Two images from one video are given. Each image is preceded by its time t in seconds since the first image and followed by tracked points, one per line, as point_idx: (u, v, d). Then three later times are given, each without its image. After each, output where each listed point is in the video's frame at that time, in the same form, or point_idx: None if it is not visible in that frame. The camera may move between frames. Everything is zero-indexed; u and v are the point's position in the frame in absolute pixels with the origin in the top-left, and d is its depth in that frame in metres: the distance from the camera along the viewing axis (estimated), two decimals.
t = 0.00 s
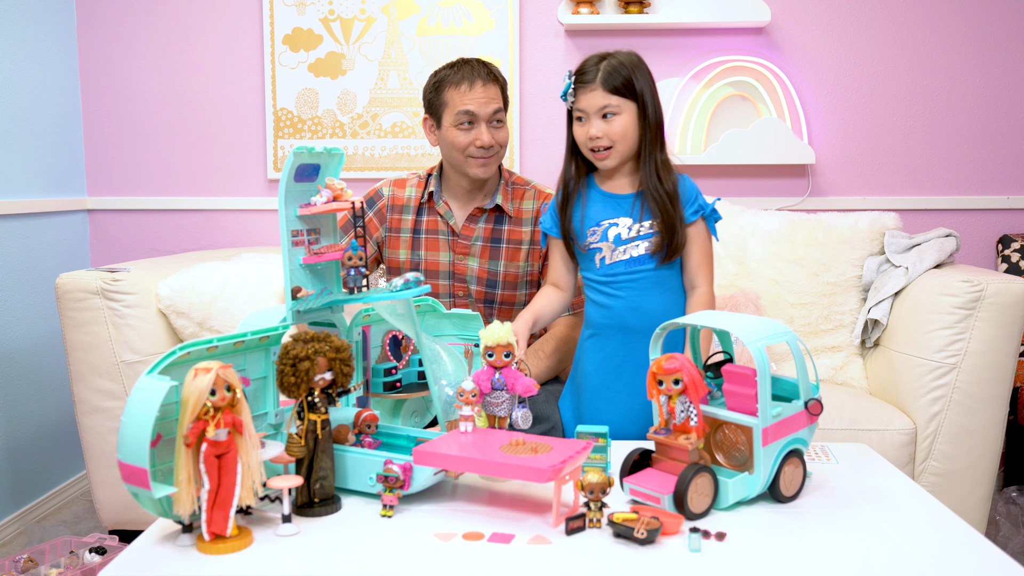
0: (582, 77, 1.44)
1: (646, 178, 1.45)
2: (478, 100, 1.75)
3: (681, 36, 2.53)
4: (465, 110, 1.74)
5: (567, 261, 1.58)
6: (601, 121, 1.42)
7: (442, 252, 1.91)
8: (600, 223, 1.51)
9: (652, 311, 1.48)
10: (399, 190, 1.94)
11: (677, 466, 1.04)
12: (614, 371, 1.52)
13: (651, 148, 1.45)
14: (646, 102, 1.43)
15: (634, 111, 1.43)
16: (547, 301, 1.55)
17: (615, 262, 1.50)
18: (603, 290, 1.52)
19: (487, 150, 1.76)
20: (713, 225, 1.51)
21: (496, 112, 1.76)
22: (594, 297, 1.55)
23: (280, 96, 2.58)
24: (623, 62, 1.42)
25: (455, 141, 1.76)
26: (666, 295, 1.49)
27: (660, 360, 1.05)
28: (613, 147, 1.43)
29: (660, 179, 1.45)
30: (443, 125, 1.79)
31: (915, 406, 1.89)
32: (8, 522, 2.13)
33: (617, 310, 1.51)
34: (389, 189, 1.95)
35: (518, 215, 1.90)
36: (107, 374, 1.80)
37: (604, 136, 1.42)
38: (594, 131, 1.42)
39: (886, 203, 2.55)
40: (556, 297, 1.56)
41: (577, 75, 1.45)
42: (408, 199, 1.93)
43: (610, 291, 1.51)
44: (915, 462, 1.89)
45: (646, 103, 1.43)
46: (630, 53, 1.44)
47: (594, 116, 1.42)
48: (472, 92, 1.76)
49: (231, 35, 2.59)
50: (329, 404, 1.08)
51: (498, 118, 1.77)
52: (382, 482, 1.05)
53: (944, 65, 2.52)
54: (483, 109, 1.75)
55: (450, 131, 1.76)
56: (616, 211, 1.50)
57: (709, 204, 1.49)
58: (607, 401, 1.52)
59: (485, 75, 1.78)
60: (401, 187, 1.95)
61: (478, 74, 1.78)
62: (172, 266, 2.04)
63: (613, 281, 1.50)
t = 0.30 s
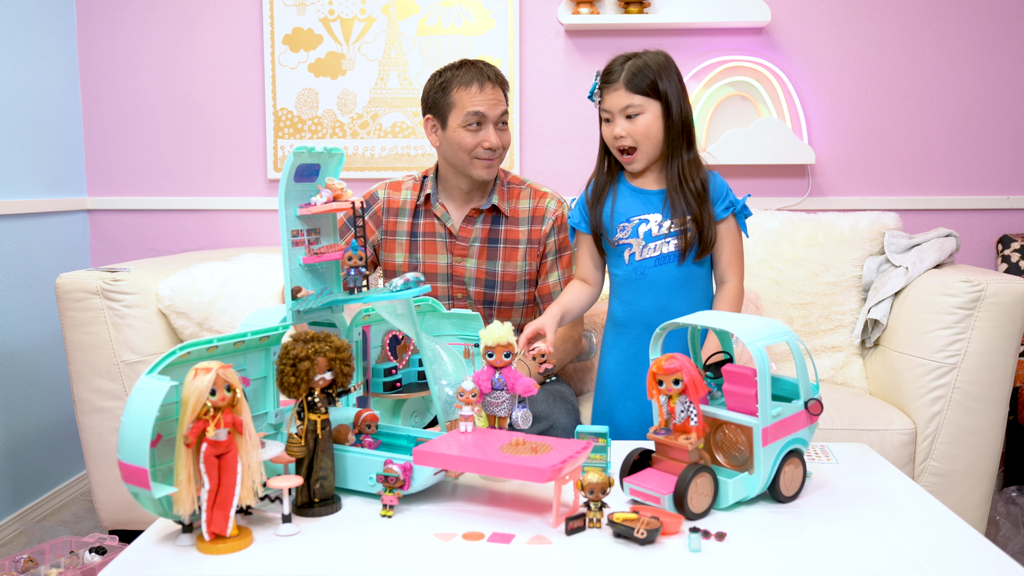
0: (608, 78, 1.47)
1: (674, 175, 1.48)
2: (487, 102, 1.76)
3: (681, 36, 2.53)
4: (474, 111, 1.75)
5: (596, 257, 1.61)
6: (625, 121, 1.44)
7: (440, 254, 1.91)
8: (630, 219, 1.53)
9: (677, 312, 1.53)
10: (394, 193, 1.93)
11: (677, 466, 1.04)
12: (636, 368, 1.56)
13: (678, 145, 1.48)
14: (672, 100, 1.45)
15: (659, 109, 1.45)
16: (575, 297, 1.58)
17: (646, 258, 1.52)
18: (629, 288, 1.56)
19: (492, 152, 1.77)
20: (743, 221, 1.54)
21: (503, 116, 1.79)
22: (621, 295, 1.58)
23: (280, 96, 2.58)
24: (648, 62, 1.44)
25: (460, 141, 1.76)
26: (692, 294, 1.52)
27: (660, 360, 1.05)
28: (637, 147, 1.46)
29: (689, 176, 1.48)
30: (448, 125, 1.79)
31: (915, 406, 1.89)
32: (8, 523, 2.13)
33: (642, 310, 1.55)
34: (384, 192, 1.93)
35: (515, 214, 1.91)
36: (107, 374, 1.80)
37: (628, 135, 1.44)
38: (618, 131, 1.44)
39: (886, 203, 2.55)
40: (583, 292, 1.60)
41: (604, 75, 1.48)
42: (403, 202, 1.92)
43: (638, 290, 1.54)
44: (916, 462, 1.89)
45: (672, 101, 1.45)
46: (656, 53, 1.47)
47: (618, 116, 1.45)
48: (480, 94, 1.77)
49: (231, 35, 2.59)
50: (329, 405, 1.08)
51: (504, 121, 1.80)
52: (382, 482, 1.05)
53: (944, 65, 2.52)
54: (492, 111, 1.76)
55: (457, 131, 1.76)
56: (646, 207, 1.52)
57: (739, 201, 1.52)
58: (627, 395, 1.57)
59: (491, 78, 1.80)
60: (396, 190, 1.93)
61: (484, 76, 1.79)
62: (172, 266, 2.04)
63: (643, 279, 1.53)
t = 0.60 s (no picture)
0: (604, 78, 1.47)
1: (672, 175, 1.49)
2: (489, 104, 1.76)
3: (680, 36, 2.53)
4: (476, 112, 1.75)
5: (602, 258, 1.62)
6: (622, 121, 1.45)
7: (439, 254, 1.91)
8: (628, 220, 1.53)
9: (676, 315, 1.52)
10: (394, 194, 1.93)
11: (677, 466, 1.04)
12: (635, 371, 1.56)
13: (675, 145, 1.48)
14: (669, 100, 1.46)
15: (656, 109, 1.45)
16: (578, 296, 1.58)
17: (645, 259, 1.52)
18: (628, 290, 1.56)
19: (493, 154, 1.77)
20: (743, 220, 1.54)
21: (505, 118, 1.78)
22: (621, 296, 1.58)
23: (280, 96, 2.58)
24: (644, 62, 1.45)
25: (461, 141, 1.76)
26: (693, 296, 1.52)
27: (660, 360, 1.05)
28: (634, 147, 1.46)
29: (687, 176, 1.48)
30: (449, 125, 1.79)
31: (915, 406, 1.89)
32: (8, 523, 2.13)
33: (642, 313, 1.55)
34: (384, 193, 1.93)
35: (514, 214, 1.91)
36: (107, 374, 1.80)
37: (625, 136, 1.45)
38: (615, 131, 1.45)
39: (886, 203, 2.55)
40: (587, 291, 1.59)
41: (600, 76, 1.49)
42: (403, 202, 1.92)
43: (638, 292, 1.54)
44: (915, 462, 1.89)
45: (669, 101, 1.46)
46: (652, 52, 1.48)
47: (616, 116, 1.45)
48: (482, 95, 1.77)
49: (231, 34, 2.59)
50: (329, 405, 1.08)
51: (505, 123, 1.79)
52: (382, 482, 1.05)
53: (944, 65, 2.52)
54: (494, 113, 1.76)
55: (458, 132, 1.76)
56: (645, 207, 1.52)
57: (739, 199, 1.52)
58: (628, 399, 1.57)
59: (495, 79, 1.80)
60: (396, 190, 1.93)
61: (487, 77, 1.79)
62: (172, 266, 2.04)
63: (643, 281, 1.53)
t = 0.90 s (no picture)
0: (550, 81, 1.37)
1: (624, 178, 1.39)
2: (475, 109, 1.71)
3: (681, 36, 2.53)
4: (460, 117, 1.71)
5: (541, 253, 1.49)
6: (570, 126, 1.35)
7: (440, 254, 1.91)
8: (588, 229, 1.45)
9: (648, 321, 1.47)
10: (395, 193, 1.94)
11: (677, 466, 1.04)
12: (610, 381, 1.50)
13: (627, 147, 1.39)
14: (620, 101, 1.35)
15: (603, 111, 1.35)
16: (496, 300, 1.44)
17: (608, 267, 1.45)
18: (596, 298, 1.48)
19: (480, 158, 1.74)
20: (704, 219, 1.48)
21: (493, 122, 1.73)
22: (586, 305, 1.51)
23: (280, 96, 2.58)
24: (590, 63, 1.34)
25: (448, 145, 1.75)
26: (662, 300, 1.48)
27: (660, 360, 1.05)
28: (585, 152, 1.36)
29: (640, 179, 1.39)
30: (439, 127, 1.77)
31: (915, 405, 1.89)
32: (8, 523, 2.13)
33: (610, 321, 1.48)
34: (384, 192, 1.95)
35: (515, 215, 1.90)
36: (107, 374, 1.80)
37: (575, 141, 1.35)
38: (564, 137, 1.35)
39: (886, 203, 2.55)
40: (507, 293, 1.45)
41: (546, 79, 1.38)
42: (403, 202, 1.93)
43: (605, 302, 1.48)
44: (916, 462, 1.89)
45: (620, 102, 1.35)
46: (598, 53, 1.37)
47: (563, 121, 1.35)
48: (470, 99, 1.72)
49: (231, 34, 2.59)
50: (329, 405, 1.08)
51: (494, 126, 1.74)
52: (382, 482, 1.05)
53: (943, 65, 2.52)
54: (478, 118, 1.71)
55: (444, 135, 1.74)
56: (602, 214, 1.44)
57: (698, 199, 1.46)
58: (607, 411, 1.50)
59: (483, 81, 1.74)
60: (397, 190, 1.94)
61: (479, 78, 1.74)
62: (172, 266, 2.04)
63: (608, 291, 1.47)
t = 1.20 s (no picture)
0: (511, 83, 1.36)
1: (591, 177, 1.38)
2: (467, 112, 1.68)
3: (681, 36, 2.53)
4: (452, 120, 1.69)
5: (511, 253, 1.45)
6: (534, 126, 1.33)
7: (440, 255, 1.91)
8: (558, 232, 1.45)
9: (624, 322, 1.47)
10: (395, 193, 1.94)
11: (677, 466, 1.04)
12: (588, 379, 1.51)
13: (593, 145, 1.38)
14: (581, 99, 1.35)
15: (566, 109, 1.34)
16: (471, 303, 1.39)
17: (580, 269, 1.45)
18: (571, 303, 1.48)
19: (471, 161, 1.73)
20: (672, 217, 1.48)
21: (484, 126, 1.70)
22: (559, 307, 1.51)
23: (280, 96, 2.58)
24: (550, 61, 1.34)
25: (442, 146, 1.74)
26: (637, 299, 1.48)
27: (660, 360, 1.05)
28: (551, 152, 1.34)
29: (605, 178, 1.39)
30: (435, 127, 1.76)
31: (915, 405, 1.89)
32: (8, 523, 2.13)
33: (586, 323, 1.49)
34: (384, 192, 1.95)
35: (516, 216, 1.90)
36: (107, 374, 1.80)
37: (540, 141, 1.33)
38: (528, 137, 1.33)
39: (886, 203, 2.55)
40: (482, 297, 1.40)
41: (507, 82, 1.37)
42: (403, 202, 1.93)
43: (580, 305, 1.48)
44: (916, 462, 1.89)
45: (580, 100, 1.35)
46: (559, 53, 1.36)
47: (527, 122, 1.33)
48: (462, 101, 1.69)
49: (231, 34, 2.59)
50: (329, 405, 1.08)
51: (486, 130, 1.72)
52: (382, 482, 1.05)
53: (943, 65, 2.52)
54: (469, 121, 1.69)
55: (438, 136, 1.74)
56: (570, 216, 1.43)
57: (665, 196, 1.46)
58: (584, 408, 1.52)
59: (478, 83, 1.70)
60: (397, 190, 1.94)
61: (475, 80, 1.70)
62: (172, 266, 2.04)
63: (582, 294, 1.47)
